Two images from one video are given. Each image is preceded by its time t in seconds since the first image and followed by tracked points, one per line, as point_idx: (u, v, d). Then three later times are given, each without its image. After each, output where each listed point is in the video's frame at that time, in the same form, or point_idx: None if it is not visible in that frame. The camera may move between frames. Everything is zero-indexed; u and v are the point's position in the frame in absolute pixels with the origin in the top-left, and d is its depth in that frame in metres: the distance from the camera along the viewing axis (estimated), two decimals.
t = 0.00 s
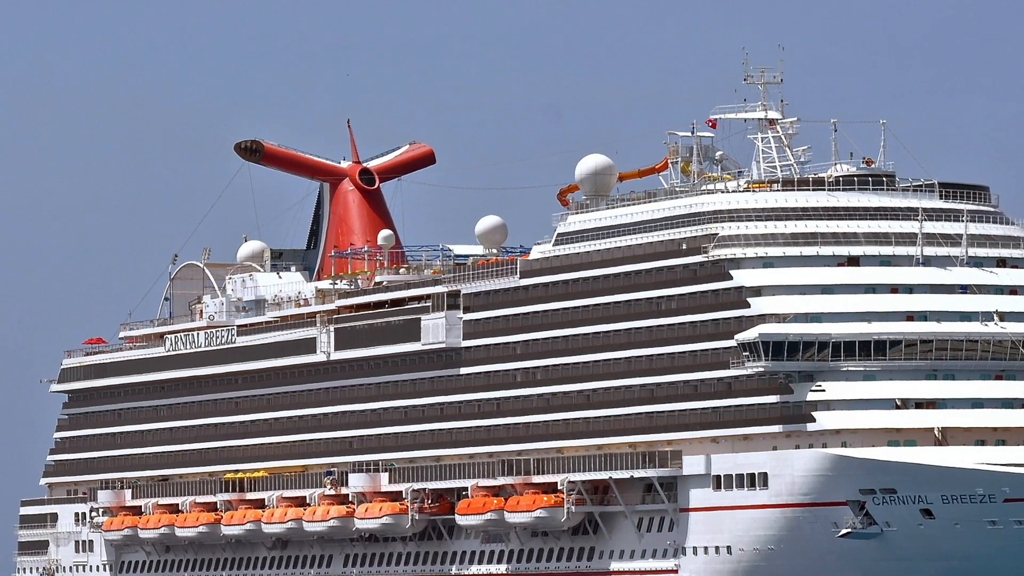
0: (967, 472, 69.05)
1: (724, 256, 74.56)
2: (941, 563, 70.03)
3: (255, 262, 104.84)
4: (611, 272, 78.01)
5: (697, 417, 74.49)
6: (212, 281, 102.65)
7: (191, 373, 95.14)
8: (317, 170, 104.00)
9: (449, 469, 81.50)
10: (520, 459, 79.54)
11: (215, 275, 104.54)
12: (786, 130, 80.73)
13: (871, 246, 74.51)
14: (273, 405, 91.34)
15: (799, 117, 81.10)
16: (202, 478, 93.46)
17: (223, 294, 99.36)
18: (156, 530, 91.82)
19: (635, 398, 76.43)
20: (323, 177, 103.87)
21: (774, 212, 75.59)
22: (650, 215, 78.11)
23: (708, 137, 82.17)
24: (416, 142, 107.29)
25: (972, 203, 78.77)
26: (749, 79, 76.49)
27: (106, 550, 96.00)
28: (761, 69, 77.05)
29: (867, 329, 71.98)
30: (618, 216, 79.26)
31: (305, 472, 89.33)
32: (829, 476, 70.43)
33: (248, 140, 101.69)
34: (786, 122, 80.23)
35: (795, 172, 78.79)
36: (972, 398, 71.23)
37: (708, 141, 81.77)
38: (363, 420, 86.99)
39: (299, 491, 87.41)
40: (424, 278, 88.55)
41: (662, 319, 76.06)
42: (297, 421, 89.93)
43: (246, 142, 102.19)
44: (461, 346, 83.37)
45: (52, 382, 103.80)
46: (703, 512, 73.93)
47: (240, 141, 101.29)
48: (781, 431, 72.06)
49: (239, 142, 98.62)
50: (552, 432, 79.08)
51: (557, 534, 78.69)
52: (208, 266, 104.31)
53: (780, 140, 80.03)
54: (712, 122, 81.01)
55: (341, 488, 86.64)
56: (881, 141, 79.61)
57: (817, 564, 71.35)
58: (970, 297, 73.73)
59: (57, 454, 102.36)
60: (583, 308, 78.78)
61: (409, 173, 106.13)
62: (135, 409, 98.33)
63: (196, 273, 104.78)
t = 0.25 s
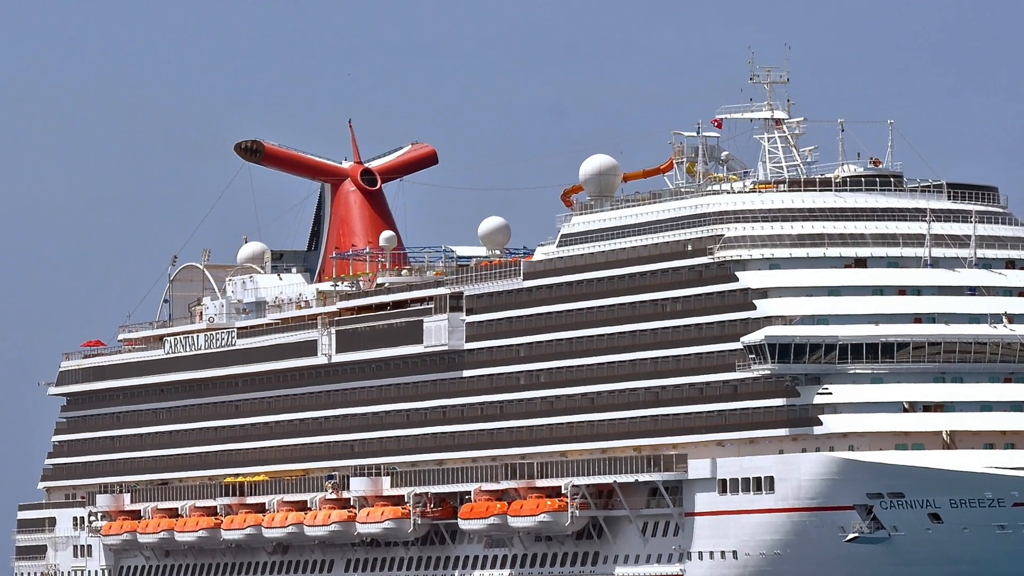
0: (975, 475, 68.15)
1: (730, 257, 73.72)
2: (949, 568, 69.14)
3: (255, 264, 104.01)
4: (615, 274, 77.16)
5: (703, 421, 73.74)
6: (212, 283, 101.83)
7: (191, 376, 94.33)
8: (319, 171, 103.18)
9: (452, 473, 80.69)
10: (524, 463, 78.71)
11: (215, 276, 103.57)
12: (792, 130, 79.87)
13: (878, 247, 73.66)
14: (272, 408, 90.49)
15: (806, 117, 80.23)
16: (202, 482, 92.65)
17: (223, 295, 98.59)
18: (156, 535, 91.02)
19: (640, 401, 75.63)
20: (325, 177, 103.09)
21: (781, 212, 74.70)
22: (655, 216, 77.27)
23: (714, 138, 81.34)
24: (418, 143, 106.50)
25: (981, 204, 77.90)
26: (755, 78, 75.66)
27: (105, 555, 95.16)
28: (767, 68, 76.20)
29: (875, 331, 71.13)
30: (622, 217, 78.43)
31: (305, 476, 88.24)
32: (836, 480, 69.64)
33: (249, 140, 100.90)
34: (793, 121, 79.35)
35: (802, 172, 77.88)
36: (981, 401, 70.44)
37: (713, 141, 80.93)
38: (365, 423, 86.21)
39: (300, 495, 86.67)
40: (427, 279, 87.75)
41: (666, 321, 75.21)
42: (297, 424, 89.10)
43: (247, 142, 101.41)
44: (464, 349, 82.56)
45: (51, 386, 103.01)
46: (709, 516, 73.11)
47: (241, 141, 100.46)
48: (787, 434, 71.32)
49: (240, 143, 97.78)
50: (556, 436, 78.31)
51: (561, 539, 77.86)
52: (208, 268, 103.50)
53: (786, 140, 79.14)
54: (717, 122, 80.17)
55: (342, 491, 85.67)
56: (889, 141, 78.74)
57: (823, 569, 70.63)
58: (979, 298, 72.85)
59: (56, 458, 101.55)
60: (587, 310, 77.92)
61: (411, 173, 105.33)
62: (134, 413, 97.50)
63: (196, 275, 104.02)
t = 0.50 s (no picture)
0: (985, 479, 67.24)
1: (736, 259, 72.89)
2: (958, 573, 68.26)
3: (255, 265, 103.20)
4: (620, 276, 76.32)
5: (709, 424, 72.93)
6: (212, 285, 101.03)
7: (191, 379, 93.52)
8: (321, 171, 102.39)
9: (454, 477, 79.87)
10: (528, 467, 77.88)
11: (215, 278, 102.90)
12: (799, 130, 79.01)
13: (886, 249, 72.76)
14: (273, 411, 89.71)
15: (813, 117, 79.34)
16: (202, 486, 91.81)
17: (223, 298, 97.83)
18: (155, 539, 90.18)
19: (645, 404, 74.80)
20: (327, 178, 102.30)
21: (788, 213, 73.83)
22: (660, 217, 76.44)
23: (719, 138, 80.48)
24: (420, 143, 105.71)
25: (989, 205, 77.03)
26: (761, 78, 74.83)
27: (104, 560, 94.38)
28: (774, 68, 75.35)
29: (882, 333, 70.29)
30: (627, 218, 77.59)
31: (308, 480, 87.66)
32: (844, 484, 68.77)
33: (250, 140, 100.13)
34: (800, 122, 78.45)
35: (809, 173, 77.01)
36: (989, 404, 69.72)
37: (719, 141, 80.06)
38: (367, 427, 85.38)
39: (301, 499, 85.87)
40: (430, 281, 86.94)
41: (672, 323, 74.36)
42: (298, 427, 88.30)
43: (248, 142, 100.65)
44: (467, 351, 81.72)
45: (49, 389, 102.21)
46: (715, 520, 72.25)
47: (242, 141, 99.65)
48: (794, 438, 70.53)
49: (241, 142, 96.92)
50: (560, 439, 77.50)
51: (565, 543, 77.02)
52: (208, 270, 102.71)
53: (793, 140, 78.24)
54: (723, 121, 79.30)
55: (344, 495, 84.87)
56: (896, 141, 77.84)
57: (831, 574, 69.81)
58: (987, 301, 71.95)
59: (54, 462, 100.73)
60: (592, 313, 77.10)
61: (413, 174, 104.54)
62: (134, 416, 96.70)
63: (196, 276, 103.28)
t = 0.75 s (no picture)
0: (994, 484, 66.48)
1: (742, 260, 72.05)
2: None
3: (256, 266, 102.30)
4: (624, 277, 75.45)
5: (715, 427, 72.04)
6: (212, 287, 100.21)
7: (190, 382, 92.68)
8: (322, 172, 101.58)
9: (457, 481, 79.02)
10: (531, 471, 76.94)
11: (215, 280, 102.00)
12: (805, 130, 78.11)
13: (894, 250, 71.86)
14: (273, 415, 88.95)
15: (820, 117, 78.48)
16: (202, 490, 90.97)
17: (223, 300, 97.04)
18: (154, 544, 89.36)
19: (650, 407, 73.90)
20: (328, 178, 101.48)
21: (794, 214, 73.01)
22: (665, 218, 75.59)
23: (725, 138, 79.62)
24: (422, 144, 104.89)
25: (998, 206, 76.21)
26: (767, 77, 73.97)
27: (102, 565, 93.63)
28: (780, 67, 74.55)
29: (890, 336, 69.47)
30: (632, 219, 76.73)
31: (308, 483, 86.79)
32: (851, 489, 67.91)
33: (252, 140, 99.41)
34: (806, 121, 77.51)
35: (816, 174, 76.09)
36: (999, 407, 68.61)
37: (725, 141, 79.17)
38: (368, 430, 84.50)
39: (302, 503, 84.95)
40: (432, 283, 86.10)
41: (677, 326, 73.50)
42: (299, 431, 87.49)
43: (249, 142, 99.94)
44: (470, 354, 80.88)
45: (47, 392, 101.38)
46: (721, 525, 71.40)
47: (243, 141, 98.86)
48: (800, 441, 69.63)
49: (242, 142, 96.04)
50: (564, 443, 76.64)
51: (569, 548, 76.15)
52: (208, 271, 101.88)
53: (799, 141, 77.37)
54: (729, 122, 78.43)
55: (346, 500, 84.19)
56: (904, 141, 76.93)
57: None
58: (996, 303, 71.09)
59: (51, 465, 99.88)
60: (596, 315, 76.25)
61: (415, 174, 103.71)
62: (133, 419, 95.87)
63: (196, 278, 102.46)
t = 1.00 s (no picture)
0: (1003, 488, 65.50)
1: (748, 262, 71.23)
2: None
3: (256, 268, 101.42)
4: (629, 279, 74.60)
5: (721, 431, 71.16)
6: (212, 289, 99.38)
7: (190, 385, 91.86)
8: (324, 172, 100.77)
9: (459, 485, 78.19)
10: (535, 474, 76.06)
11: (216, 281, 101.22)
12: (812, 130, 76.90)
13: (902, 251, 71.06)
14: (274, 418, 88.15)
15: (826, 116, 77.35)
16: (202, 494, 90.17)
17: (223, 301, 96.23)
18: (154, 549, 88.59)
19: (655, 410, 73.07)
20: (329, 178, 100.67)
21: (801, 215, 72.16)
22: (670, 219, 74.72)
23: (731, 138, 78.72)
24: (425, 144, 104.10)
25: (1007, 207, 75.41)
26: (774, 77, 73.03)
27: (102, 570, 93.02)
28: (787, 66, 73.65)
29: (898, 338, 68.61)
30: (637, 220, 75.86)
31: (309, 488, 86.00)
32: (859, 493, 67.06)
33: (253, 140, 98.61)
34: (813, 121, 76.35)
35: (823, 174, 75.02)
36: (1008, 410, 67.83)
37: (730, 141, 78.31)
38: (370, 434, 83.72)
39: (303, 508, 84.22)
40: (434, 285, 85.26)
41: (682, 328, 72.65)
42: (300, 435, 86.72)
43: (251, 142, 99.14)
44: (473, 356, 80.01)
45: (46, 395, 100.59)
46: (726, 530, 70.57)
47: (244, 141, 98.04)
48: (808, 444, 68.71)
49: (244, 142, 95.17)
50: (568, 447, 75.79)
51: (573, 553, 75.33)
52: (208, 272, 101.06)
53: (806, 141, 76.23)
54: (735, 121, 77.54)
55: (347, 503, 83.19)
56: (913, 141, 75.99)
57: None
58: (1006, 305, 70.20)
59: (50, 469, 99.09)
60: (600, 317, 75.40)
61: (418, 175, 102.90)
62: (131, 422, 95.08)
63: (196, 279, 101.63)
